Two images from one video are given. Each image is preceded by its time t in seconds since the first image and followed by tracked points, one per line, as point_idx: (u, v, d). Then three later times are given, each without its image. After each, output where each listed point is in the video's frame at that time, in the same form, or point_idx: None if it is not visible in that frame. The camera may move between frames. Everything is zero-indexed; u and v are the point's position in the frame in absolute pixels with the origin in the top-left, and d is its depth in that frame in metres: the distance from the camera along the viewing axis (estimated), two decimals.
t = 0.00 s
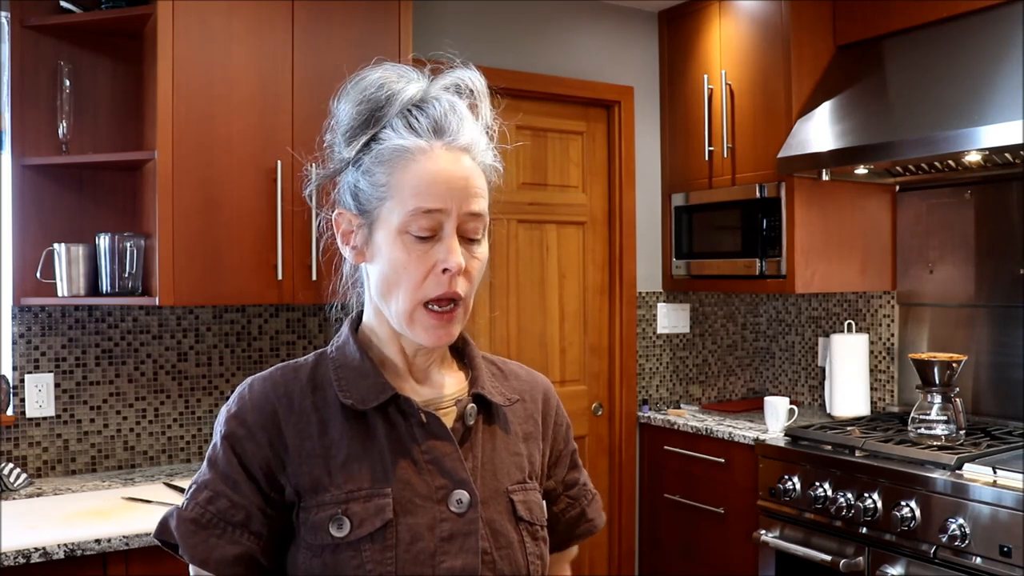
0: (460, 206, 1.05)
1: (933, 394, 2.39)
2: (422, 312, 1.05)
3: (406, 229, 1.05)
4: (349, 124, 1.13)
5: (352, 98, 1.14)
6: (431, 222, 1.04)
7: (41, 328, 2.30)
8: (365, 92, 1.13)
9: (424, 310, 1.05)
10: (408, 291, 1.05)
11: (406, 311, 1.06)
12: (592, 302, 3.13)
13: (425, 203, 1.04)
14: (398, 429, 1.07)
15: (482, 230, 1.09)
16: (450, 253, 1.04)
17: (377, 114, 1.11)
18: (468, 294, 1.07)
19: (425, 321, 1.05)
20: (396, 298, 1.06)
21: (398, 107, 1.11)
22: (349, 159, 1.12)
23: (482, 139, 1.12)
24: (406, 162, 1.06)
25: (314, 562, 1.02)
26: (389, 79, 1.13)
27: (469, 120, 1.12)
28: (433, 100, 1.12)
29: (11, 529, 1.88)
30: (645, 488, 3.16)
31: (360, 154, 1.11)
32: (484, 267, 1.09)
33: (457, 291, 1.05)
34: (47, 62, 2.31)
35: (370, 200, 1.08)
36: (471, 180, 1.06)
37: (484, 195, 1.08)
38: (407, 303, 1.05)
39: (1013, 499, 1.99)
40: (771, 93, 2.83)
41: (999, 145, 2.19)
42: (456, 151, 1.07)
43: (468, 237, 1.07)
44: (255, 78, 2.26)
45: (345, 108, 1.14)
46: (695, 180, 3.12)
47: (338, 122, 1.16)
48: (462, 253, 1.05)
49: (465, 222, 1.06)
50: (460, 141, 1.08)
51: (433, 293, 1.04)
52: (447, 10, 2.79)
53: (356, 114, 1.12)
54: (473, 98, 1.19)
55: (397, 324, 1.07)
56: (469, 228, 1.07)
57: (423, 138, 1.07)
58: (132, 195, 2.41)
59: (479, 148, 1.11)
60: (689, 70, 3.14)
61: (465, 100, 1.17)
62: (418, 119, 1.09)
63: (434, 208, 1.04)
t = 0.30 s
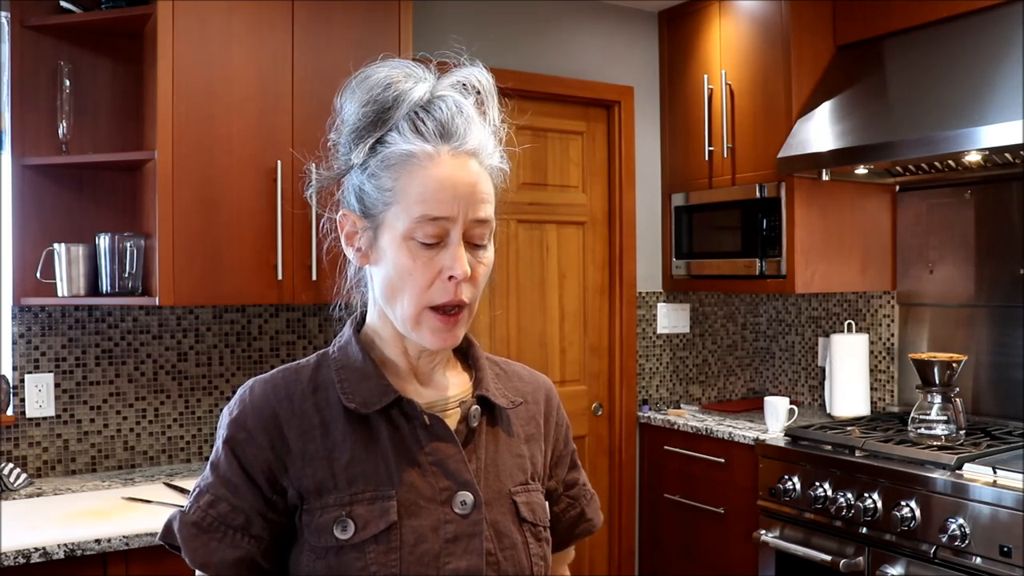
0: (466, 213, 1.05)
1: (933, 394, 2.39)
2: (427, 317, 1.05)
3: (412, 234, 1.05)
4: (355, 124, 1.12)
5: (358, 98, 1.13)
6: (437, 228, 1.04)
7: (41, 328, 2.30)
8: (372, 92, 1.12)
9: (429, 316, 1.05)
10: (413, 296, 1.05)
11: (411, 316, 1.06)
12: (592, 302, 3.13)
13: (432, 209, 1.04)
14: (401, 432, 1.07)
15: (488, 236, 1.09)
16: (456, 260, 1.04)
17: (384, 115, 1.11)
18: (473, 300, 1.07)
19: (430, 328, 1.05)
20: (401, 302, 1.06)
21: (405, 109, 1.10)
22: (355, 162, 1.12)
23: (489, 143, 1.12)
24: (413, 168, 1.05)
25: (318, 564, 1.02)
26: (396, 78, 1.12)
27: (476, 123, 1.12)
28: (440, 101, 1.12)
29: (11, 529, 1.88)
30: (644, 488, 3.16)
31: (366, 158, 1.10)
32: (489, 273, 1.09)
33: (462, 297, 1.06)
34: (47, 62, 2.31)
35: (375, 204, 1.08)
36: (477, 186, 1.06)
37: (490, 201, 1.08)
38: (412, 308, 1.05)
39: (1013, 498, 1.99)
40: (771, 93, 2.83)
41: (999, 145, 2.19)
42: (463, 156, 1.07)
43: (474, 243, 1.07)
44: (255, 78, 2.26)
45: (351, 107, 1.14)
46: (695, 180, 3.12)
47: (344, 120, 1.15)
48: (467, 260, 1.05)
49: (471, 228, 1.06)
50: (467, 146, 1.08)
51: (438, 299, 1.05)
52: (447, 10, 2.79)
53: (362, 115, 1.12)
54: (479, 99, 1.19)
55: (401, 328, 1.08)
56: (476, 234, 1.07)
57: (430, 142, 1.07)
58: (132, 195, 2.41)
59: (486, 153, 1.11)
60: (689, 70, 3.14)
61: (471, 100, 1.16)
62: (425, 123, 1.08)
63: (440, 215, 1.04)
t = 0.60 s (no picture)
0: (470, 210, 1.05)
1: (933, 394, 2.39)
2: (432, 314, 1.05)
3: (416, 232, 1.05)
4: (358, 124, 1.12)
5: (361, 98, 1.13)
6: (441, 226, 1.04)
7: (41, 328, 2.30)
8: (374, 92, 1.12)
9: (434, 314, 1.05)
10: (417, 294, 1.05)
11: (416, 314, 1.06)
12: (592, 302, 3.13)
13: (435, 206, 1.04)
14: (404, 434, 1.07)
15: (493, 234, 1.09)
16: (460, 256, 1.04)
17: (387, 115, 1.11)
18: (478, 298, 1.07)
19: (435, 327, 1.06)
20: (406, 301, 1.06)
21: (407, 108, 1.10)
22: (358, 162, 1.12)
23: (492, 141, 1.12)
24: (415, 165, 1.05)
25: (319, 565, 1.02)
26: (398, 78, 1.12)
27: (479, 121, 1.12)
28: (443, 100, 1.12)
29: (11, 529, 1.88)
30: (645, 488, 3.16)
31: (369, 156, 1.10)
32: (495, 271, 1.09)
33: (467, 295, 1.05)
34: (47, 62, 2.31)
35: (378, 203, 1.08)
36: (481, 183, 1.06)
37: (494, 198, 1.08)
38: (418, 306, 1.05)
39: (1013, 498, 1.98)
40: (771, 93, 2.83)
41: (999, 145, 2.19)
42: (466, 153, 1.07)
43: (478, 240, 1.07)
44: (255, 78, 2.26)
45: (354, 107, 1.14)
46: (695, 180, 3.12)
47: (347, 121, 1.15)
48: (472, 257, 1.05)
49: (475, 226, 1.06)
50: (470, 143, 1.08)
51: (444, 296, 1.04)
52: (447, 11, 2.80)
53: (365, 114, 1.12)
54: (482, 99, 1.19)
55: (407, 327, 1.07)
56: (480, 232, 1.07)
57: (433, 140, 1.07)
58: (132, 195, 2.41)
59: (490, 151, 1.11)
60: (689, 70, 3.14)
61: (474, 99, 1.16)
62: (427, 121, 1.09)
63: (444, 212, 1.04)
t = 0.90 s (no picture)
0: (471, 215, 1.05)
1: (933, 394, 2.39)
2: (434, 319, 1.05)
3: (416, 237, 1.05)
4: (359, 126, 1.12)
5: (362, 100, 1.13)
6: (442, 230, 1.04)
7: (41, 328, 2.30)
8: (376, 94, 1.12)
9: (435, 319, 1.05)
10: (419, 299, 1.05)
11: (418, 318, 1.06)
12: (592, 302, 3.13)
13: (436, 211, 1.04)
14: (405, 434, 1.07)
15: (495, 237, 1.09)
16: (461, 261, 1.04)
17: (388, 117, 1.11)
18: (480, 301, 1.07)
19: (436, 331, 1.06)
20: (407, 305, 1.06)
21: (408, 109, 1.10)
22: (359, 166, 1.12)
23: (494, 143, 1.12)
24: (416, 169, 1.05)
25: (321, 565, 1.02)
26: (400, 79, 1.12)
27: (480, 122, 1.12)
28: (445, 102, 1.12)
29: (11, 529, 1.88)
30: (644, 488, 3.16)
31: (370, 160, 1.10)
32: (497, 274, 1.08)
33: (469, 299, 1.05)
34: (47, 62, 2.31)
35: (379, 207, 1.08)
36: (482, 186, 1.06)
37: (496, 202, 1.08)
38: (419, 311, 1.05)
39: (1014, 498, 1.99)
40: (771, 93, 2.83)
41: (999, 145, 2.19)
42: (467, 156, 1.06)
43: (480, 244, 1.07)
44: (255, 78, 2.26)
45: (356, 109, 1.14)
46: (695, 180, 3.12)
47: (349, 123, 1.15)
48: (473, 261, 1.05)
49: (476, 230, 1.06)
50: (472, 146, 1.08)
51: (445, 301, 1.05)
52: (447, 11, 2.79)
53: (366, 116, 1.12)
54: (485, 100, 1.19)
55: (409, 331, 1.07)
56: (481, 236, 1.06)
57: (434, 143, 1.07)
58: (132, 195, 2.41)
59: (492, 153, 1.10)
60: (689, 70, 3.14)
61: (476, 100, 1.16)
62: (429, 124, 1.08)
63: (444, 217, 1.04)
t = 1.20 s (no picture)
0: (466, 214, 1.05)
1: (933, 394, 2.39)
2: (429, 319, 1.05)
3: (412, 236, 1.05)
4: (355, 126, 1.12)
5: (358, 100, 1.13)
6: (437, 229, 1.04)
7: (41, 328, 2.30)
8: (371, 94, 1.12)
9: (431, 318, 1.05)
10: (415, 298, 1.05)
11: (413, 318, 1.06)
12: (592, 302, 3.13)
13: (431, 210, 1.04)
14: (404, 434, 1.07)
15: (490, 236, 1.09)
16: (457, 260, 1.04)
17: (384, 117, 1.11)
18: (475, 301, 1.07)
19: (432, 330, 1.06)
20: (403, 304, 1.06)
21: (404, 109, 1.10)
22: (355, 166, 1.12)
23: (489, 143, 1.12)
24: (411, 169, 1.05)
25: (319, 564, 1.02)
26: (396, 79, 1.12)
27: (475, 122, 1.12)
28: (440, 102, 1.12)
29: (11, 529, 1.88)
30: (645, 488, 3.16)
31: (366, 160, 1.10)
32: (492, 274, 1.09)
33: (464, 298, 1.05)
34: (47, 62, 2.31)
35: (375, 206, 1.08)
36: (476, 186, 1.06)
37: (491, 201, 1.08)
38: (415, 310, 1.05)
39: (1013, 499, 1.99)
40: (771, 93, 2.83)
41: (999, 145, 2.19)
42: (462, 156, 1.07)
43: (475, 243, 1.07)
44: (255, 78, 2.26)
45: (351, 109, 1.14)
46: (695, 180, 3.12)
47: (345, 123, 1.15)
48: (468, 261, 1.05)
49: (472, 229, 1.06)
50: (467, 146, 1.08)
51: (440, 300, 1.05)
52: (447, 10, 2.79)
53: (362, 117, 1.12)
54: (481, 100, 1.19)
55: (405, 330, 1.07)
56: (476, 235, 1.06)
57: (429, 143, 1.07)
58: (132, 195, 2.41)
59: (487, 152, 1.10)
60: (689, 70, 3.14)
61: (471, 100, 1.16)
62: (424, 123, 1.08)
63: (439, 216, 1.04)
